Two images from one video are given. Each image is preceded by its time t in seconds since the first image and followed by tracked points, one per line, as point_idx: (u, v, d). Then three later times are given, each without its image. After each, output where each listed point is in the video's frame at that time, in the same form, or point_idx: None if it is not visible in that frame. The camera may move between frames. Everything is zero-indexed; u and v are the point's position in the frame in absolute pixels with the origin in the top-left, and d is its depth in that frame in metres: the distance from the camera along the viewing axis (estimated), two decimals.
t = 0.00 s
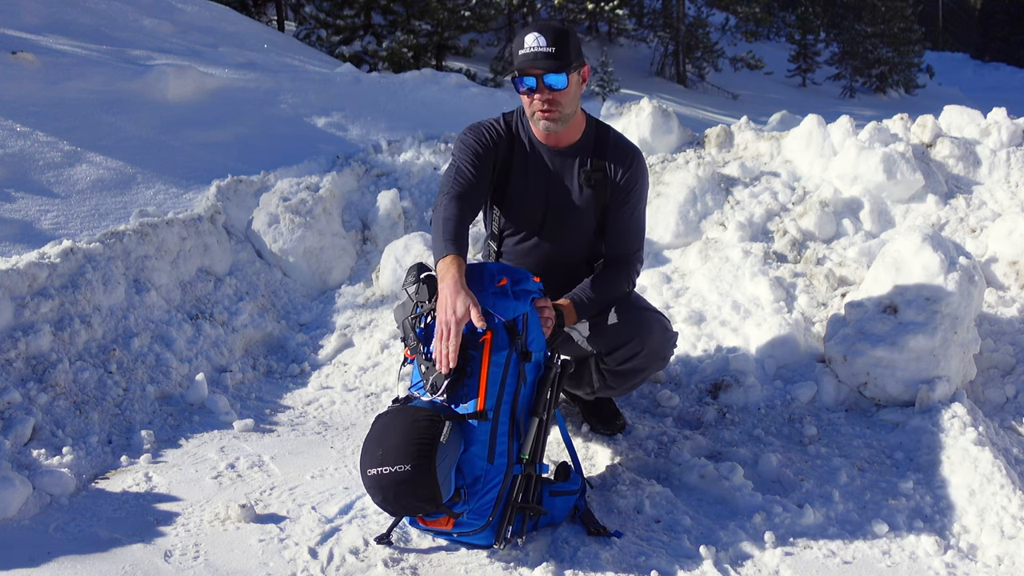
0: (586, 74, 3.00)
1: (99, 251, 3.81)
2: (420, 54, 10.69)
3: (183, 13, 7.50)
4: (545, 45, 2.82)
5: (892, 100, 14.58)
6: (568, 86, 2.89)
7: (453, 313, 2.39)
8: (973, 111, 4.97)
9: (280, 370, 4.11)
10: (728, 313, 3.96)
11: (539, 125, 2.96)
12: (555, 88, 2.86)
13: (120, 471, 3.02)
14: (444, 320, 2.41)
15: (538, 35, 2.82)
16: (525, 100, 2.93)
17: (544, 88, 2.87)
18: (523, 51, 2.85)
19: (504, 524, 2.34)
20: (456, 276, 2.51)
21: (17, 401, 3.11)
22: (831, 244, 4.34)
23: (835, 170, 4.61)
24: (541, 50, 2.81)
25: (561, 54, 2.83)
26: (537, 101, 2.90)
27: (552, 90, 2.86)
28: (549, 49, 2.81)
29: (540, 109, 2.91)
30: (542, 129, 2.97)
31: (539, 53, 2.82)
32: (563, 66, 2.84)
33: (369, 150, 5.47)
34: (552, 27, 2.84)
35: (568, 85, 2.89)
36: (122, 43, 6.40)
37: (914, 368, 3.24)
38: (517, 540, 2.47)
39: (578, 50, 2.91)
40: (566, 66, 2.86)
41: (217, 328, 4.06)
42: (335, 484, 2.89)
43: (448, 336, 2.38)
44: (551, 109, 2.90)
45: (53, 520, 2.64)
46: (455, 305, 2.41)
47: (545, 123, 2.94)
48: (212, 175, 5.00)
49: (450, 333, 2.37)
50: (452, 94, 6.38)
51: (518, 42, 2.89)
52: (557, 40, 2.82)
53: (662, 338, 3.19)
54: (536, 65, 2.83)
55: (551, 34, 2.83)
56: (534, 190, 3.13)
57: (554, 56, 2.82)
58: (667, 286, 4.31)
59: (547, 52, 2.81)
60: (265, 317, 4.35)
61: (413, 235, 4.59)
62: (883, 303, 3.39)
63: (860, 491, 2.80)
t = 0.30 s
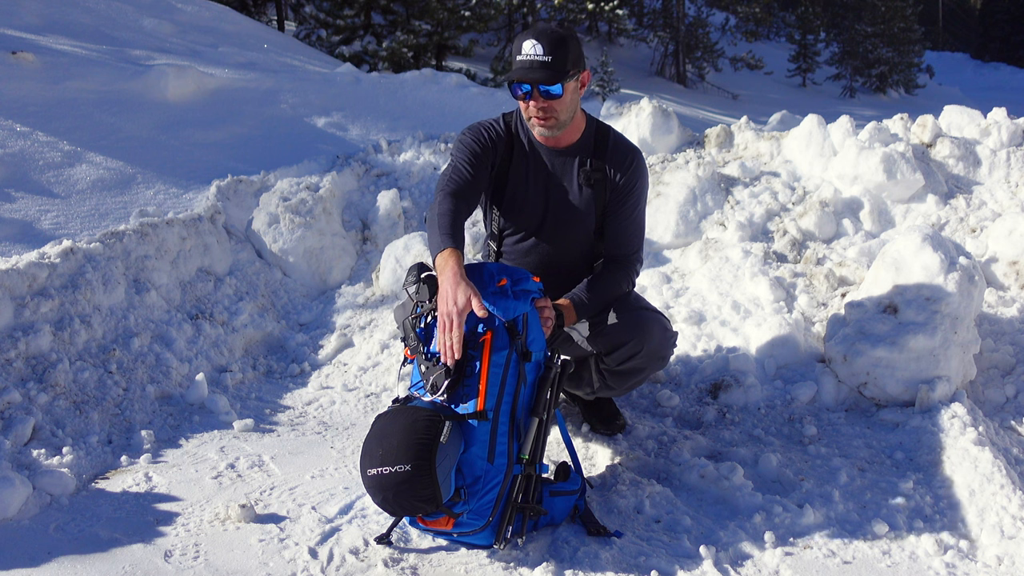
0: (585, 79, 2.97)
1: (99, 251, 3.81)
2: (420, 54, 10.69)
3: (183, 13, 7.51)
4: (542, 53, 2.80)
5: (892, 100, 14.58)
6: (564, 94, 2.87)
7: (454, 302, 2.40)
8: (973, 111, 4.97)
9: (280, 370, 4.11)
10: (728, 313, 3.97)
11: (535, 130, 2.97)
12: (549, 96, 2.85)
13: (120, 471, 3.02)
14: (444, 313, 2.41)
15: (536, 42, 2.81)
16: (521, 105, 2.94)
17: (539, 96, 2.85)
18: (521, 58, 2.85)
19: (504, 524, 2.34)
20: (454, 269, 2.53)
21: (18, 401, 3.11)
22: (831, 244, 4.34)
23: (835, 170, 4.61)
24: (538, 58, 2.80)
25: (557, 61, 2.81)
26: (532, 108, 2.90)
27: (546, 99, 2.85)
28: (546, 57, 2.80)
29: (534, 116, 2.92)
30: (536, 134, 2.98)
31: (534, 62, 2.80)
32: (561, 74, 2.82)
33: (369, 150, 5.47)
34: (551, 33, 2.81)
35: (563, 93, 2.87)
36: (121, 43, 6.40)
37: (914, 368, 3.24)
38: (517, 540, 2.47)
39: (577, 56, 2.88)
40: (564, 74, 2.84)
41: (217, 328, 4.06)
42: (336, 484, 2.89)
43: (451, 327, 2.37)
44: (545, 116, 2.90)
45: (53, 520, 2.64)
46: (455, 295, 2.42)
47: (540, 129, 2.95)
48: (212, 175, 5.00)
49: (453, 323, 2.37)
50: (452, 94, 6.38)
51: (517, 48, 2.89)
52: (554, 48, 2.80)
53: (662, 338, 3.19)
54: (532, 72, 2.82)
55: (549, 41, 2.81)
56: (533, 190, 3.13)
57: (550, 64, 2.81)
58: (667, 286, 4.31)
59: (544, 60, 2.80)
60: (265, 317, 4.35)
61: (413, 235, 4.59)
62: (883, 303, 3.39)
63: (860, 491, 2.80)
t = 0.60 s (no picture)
0: (588, 83, 2.98)
1: (99, 251, 3.81)
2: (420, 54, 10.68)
3: (183, 14, 7.51)
4: (551, 55, 2.80)
5: (892, 100, 14.59)
6: (570, 97, 2.88)
7: (475, 274, 2.48)
8: (973, 111, 4.97)
9: (281, 370, 4.11)
10: (728, 313, 3.97)
11: (536, 131, 2.97)
12: (555, 99, 2.85)
13: (120, 471, 3.02)
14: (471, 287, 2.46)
15: (544, 44, 2.80)
16: (524, 106, 2.93)
17: (545, 97, 2.85)
18: (528, 59, 2.83)
19: (505, 524, 2.34)
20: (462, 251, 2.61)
21: (18, 401, 3.11)
22: (831, 244, 4.34)
23: (835, 170, 4.61)
24: (546, 61, 2.79)
25: (564, 64, 2.81)
26: (536, 109, 2.89)
27: (552, 101, 2.85)
28: (554, 60, 2.79)
29: (538, 117, 2.91)
30: (538, 136, 2.98)
31: (541, 64, 2.80)
32: (567, 77, 2.83)
33: (369, 150, 5.47)
34: (559, 36, 2.81)
35: (569, 96, 2.88)
36: (121, 43, 6.40)
37: (915, 368, 3.24)
38: (517, 541, 2.47)
39: (583, 60, 2.88)
40: (570, 77, 2.84)
41: (217, 328, 4.06)
42: (336, 484, 2.89)
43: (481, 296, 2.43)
44: (549, 118, 2.91)
45: (53, 520, 2.63)
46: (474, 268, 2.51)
47: (543, 131, 2.95)
48: (212, 175, 5.01)
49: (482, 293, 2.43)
50: (452, 94, 6.37)
51: (523, 49, 2.87)
52: (563, 52, 2.80)
53: (662, 338, 3.19)
54: (540, 75, 2.81)
55: (556, 44, 2.81)
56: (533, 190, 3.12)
57: (558, 67, 2.81)
58: (667, 286, 4.31)
59: (552, 63, 2.79)
60: (265, 317, 4.35)
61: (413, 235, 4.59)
62: (883, 303, 3.39)
63: (860, 490, 2.80)
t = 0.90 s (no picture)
0: (584, 75, 3.01)
1: (99, 251, 3.81)
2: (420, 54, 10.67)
3: (183, 14, 7.51)
4: (547, 41, 2.83)
5: (892, 100, 14.59)
6: (569, 84, 2.89)
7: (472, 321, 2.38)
8: (973, 111, 4.97)
9: (280, 370, 4.11)
10: (728, 313, 3.97)
11: (539, 122, 2.94)
12: (555, 85, 2.87)
13: (120, 471, 3.02)
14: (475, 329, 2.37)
15: (539, 32, 2.84)
16: (524, 97, 2.93)
17: (544, 84, 2.87)
18: (524, 49, 2.86)
19: (505, 524, 2.34)
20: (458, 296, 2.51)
21: (18, 401, 3.11)
22: (831, 244, 4.34)
23: (835, 170, 4.61)
24: (543, 46, 2.82)
25: (561, 50, 2.84)
26: (537, 97, 2.90)
27: (552, 86, 2.87)
28: (550, 45, 2.83)
29: (540, 105, 2.91)
30: (541, 127, 2.95)
31: (539, 50, 2.83)
32: (565, 62, 2.85)
33: (369, 150, 5.47)
34: (553, 24, 2.86)
35: (568, 83, 2.89)
36: (122, 43, 6.40)
37: (915, 368, 3.24)
38: (517, 541, 2.47)
39: (577, 49, 2.93)
40: (567, 63, 2.87)
41: (217, 328, 4.06)
42: (336, 484, 2.89)
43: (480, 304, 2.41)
44: (550, 105, 2.90)
45: (53, 520, 2.63)
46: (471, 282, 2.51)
47: (545, 120, 2.93)
48: (212, 175, 5.01)
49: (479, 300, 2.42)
50: (452, 94, 6.37)
51: (519, 42, 2.91)
52: (559, 38, 2.84)
53: (660, 337, 3.21)
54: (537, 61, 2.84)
55: (552, 32, 2.85)
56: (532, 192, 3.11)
57: (555, 53, 2.84)
58: (667, 286, 4.31)
59: (549, 48, 2.83)
60: (265, 317, 4.35)
61: (413, 235, 4.59)
62: (883, 303, 3.39)
63: (860, 490, 2.80)
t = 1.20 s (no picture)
0: (568, 64, 3.01)
1: (99, 251, 3.81)
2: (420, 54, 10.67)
3: (183, 14, 7.51)
4: (526, 36, 2.82)
5: (892, 100, 14.60)
6: (555, 73, 2.89)
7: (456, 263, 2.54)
8: (973, 111, 4.97)
9: (281, 370, 4.11)
10: (729, 313, 3.97)
11: (532, 117, 2.94)
12: (542, 77, 2.86)
13: (120, 471, 3.02)
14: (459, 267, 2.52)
15: (517, 28, 2.83)
16: (514, 95, 2.91)
17: (531, 79, 2.87)
18: (505, 47, 2.85)
19: (505, 525, 2.34)
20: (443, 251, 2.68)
21: (18, 401, 3.11)
22: (831, 244, 4.34)
23: (835, 170, 4.62)
24: (523, 42, 2.81)
25: (541, 42, 2.83)
26: (527, 93, 2.89)
27: (540, 78, 2.86)
28: (530, 39, 2.81)
29: (531, 101, 2.90)
30: (535, 121, 2.95)
31: (521, 45, 2.82)
32: (548, 54, 2.85)
33: (369, 150, 5.47)
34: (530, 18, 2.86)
35: (554, 73, 2.89)
36: (122, 43, 6.40)
37: (914, 368, 3.24)
38: (517, 541, 2.47)
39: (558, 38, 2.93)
40: (550, 53, 2.86)
41: (217, 328, 4.06)
42: (336, 484, 2.89)
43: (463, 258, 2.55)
44: (541, 99, 2.89)
45: (53, 520, 2.63)
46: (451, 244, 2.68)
47: (538, 114, 2.93)
48: (212, 175, 5.01)
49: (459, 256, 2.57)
50: (452, 94, 6.37)
51: (499, 42, 2.90)
52: (538, 30, 2.83)
53: (661, 338, 3.16)
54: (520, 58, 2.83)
55: (529, 26, 2.84)
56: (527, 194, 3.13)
57: (536, 45, 2.83)
58: (667, 286, 4.31)
59: (529, 42, 2.81)
60: (265, 317, 4.35)
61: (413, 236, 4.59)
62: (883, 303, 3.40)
63: (860, 490, 2.80)
